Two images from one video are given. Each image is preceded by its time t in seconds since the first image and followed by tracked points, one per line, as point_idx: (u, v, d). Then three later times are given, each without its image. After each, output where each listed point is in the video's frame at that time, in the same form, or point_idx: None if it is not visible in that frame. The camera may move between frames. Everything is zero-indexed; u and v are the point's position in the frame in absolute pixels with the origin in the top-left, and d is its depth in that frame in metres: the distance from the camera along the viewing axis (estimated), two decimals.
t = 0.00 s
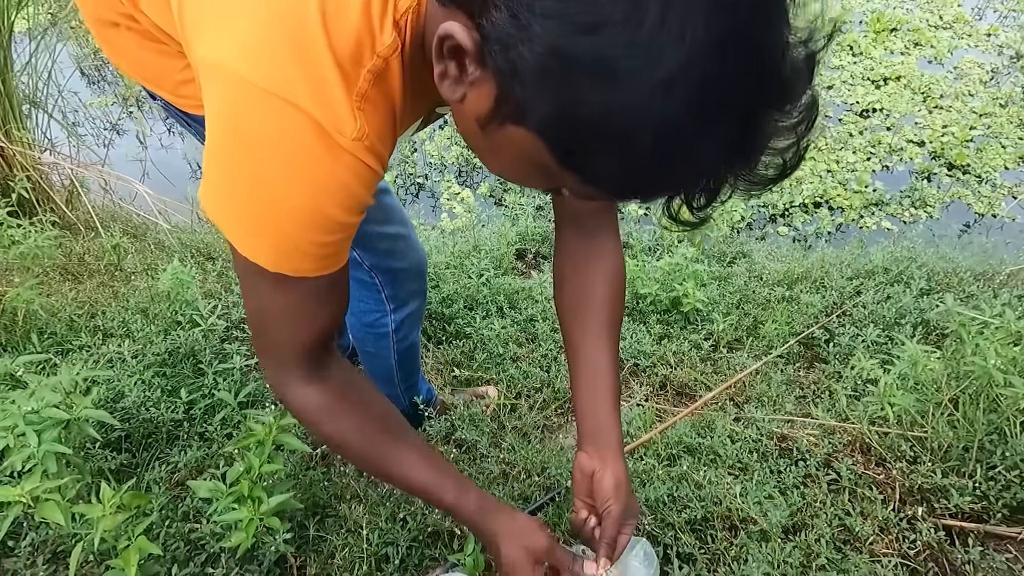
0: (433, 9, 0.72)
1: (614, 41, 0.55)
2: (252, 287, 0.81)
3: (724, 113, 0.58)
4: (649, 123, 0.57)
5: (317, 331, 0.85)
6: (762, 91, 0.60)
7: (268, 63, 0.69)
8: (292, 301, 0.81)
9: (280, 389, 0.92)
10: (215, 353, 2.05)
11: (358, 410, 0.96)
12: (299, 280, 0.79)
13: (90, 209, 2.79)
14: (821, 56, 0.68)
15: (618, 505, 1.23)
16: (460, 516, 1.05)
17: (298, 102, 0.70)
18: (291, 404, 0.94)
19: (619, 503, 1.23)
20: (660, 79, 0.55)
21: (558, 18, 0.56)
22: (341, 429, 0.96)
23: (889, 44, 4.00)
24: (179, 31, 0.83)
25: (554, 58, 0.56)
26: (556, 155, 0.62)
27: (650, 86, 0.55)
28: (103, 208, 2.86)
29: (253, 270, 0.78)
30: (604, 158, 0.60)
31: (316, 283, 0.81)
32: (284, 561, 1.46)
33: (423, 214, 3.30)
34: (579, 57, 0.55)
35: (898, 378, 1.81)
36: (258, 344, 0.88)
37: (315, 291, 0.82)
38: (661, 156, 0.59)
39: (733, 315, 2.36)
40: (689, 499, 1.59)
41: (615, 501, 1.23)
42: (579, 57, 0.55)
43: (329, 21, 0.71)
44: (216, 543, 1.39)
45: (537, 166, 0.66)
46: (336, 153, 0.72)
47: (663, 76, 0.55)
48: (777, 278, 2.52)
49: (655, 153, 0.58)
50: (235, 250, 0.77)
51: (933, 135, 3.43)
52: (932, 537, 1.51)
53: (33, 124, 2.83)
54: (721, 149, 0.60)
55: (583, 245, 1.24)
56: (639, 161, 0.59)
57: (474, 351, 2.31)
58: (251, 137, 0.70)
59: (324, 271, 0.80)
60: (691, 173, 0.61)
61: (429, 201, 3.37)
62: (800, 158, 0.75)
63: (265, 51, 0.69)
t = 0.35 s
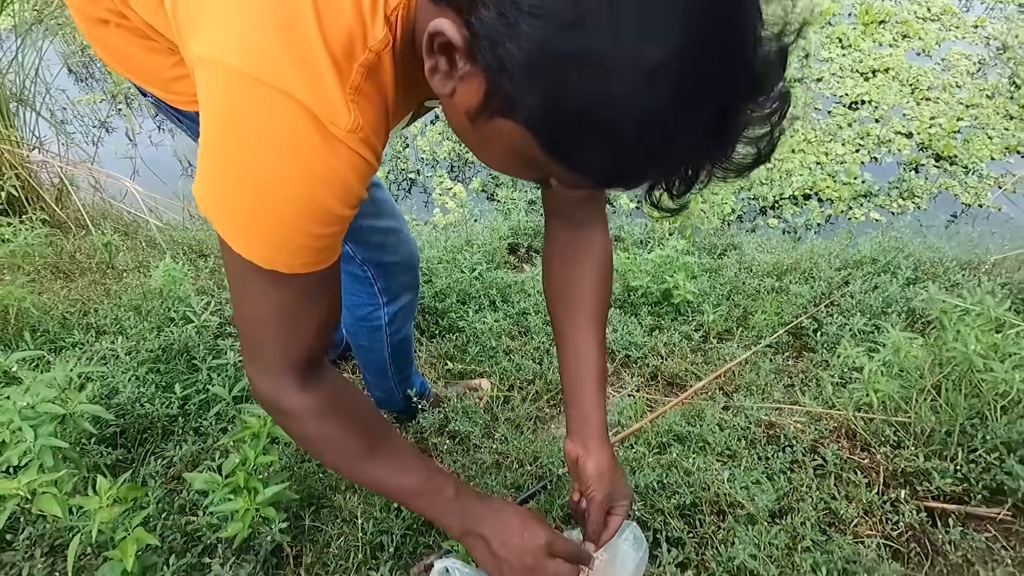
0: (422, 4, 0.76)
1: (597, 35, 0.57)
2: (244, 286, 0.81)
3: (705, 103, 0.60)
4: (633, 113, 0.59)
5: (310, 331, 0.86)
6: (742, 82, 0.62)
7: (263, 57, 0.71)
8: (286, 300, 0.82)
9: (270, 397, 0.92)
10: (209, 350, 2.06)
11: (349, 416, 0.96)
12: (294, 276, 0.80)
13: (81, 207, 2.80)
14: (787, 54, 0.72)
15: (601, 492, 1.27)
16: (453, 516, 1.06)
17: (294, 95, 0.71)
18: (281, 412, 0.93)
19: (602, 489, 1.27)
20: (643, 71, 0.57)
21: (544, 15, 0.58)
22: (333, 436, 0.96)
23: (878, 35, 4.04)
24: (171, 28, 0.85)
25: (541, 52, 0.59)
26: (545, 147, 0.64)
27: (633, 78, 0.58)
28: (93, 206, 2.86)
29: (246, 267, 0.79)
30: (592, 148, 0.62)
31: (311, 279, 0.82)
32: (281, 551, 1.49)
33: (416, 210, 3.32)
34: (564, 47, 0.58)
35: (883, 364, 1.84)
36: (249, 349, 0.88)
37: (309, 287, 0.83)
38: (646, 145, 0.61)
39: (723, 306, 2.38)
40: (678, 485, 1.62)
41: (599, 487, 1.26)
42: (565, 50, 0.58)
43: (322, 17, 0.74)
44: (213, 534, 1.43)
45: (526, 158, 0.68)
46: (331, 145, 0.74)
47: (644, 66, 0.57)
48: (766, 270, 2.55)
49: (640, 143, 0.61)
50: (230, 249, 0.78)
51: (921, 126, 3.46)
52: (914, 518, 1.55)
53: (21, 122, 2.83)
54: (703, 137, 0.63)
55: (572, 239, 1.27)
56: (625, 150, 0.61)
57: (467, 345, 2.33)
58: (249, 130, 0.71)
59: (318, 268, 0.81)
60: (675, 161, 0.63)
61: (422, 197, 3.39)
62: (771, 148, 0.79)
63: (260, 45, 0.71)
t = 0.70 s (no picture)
0: None
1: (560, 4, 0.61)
2: (237, 251, 0.85)
3: (663, 66, 0.64)
4: (595, 79, 0.63)
5: (300, 295, 0.91)
6: (696, 45, 0.66)
7: (250, 30, 0.75)
8: (277, 263, 0.86)
9: (263, 357, 0.96)
10: (204, 330, 2.10)
11: (341, 376, 1.01)
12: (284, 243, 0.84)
13: (73, 194, 2.79)
14: (740, 23, 0.77)
15: (588, 452, 1.32)
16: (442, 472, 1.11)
17: (280, 66, 0.75)
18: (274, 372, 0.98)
19: (589, 450, 1.32)
20: (603, 38, 0.61)
21: None
22: (325, 395, 1.01)
23: (868, 20, 4.10)
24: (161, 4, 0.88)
25: (509, 21, 0.62)
26: (515, 112, 0.69)
27: (594, 45, 0.61)
28: (85, 194, 2.87)
29: (237, 232, 0.83)
30: (559, 111, 0.66)
31: (301, 245, 0.86)
32: (276, 515, 1.58)
33: (408, 195, 3.35)
34: (531, 17, 0.62)
35: (861, 337, 1.90)
36: (243, 311, 0.92)
37: (300, 253, 0.87)
38: (608, 108, 0.65)
39: (709, 285, 2.43)
40: (660, 452, 1.68)
41: (586, 448, 1.32)
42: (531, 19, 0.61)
43: None
44: (210, 499, 1.53)
45: (499, 122, 0.73)
46: (315, 114, 0.77)
47: (606, 33, 0.61)
48: (753, 250, 2.60)
49: (602, 106, 0.65)
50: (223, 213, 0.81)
51: (908, 109, 3.51)
52: (886, 480, 1.62)
53: (9, 109, 2.83)
54: (661, 103, 0.67)
55: (555, 210, 1.31)
56: (588, 113, 0.66)
57: (458, 325, 2.37)
58: (238, 100, 0.75)
59: (308, 234, 0.86)
60: (635, 122, 0.67)
61: (414, 181, 3.42)
62: (724, 112, 0.84)
63: (247, 18, 0.75)
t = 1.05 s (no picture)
0: None
1: None
2: (231, 236, 0.86)
3: (654, 51, 0.64)
4: (586, 62, 0.62)
5: (298, 275, 0.92)
6: (688, 30, 0.66)
7: (235, 15, 0.74)
8: (271, 249, 0.87)
9: (266, 336, 0.98)
10: (199, 318, 2.09)
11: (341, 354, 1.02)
12: (277, 229, 0.85)
13: (66, 181, 2.78)
14: (735, 8, 0.76)
15: (585, 441, 1.33)
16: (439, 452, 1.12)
17: (266, 52, 0.74)
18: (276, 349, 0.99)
19: (586, 439, 1.33)
20: (595, 20, 0.61)
21: None
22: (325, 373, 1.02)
23: (868, 6, 4.09)
24: None
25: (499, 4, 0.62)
26: (505, 96, 0.69)
27: (585, 28, 0.61)
28: (79, 181, 2.86)
29: (231, 219, 0.84)
30: (549, 97, 0.66)
31: (296, 232, 0.87)
32: (272, 501, 1.59)
33: (404, 182, 3.34)
34: None
35: (855, 325, 1.91)
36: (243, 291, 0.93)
37: (295, 239, 0.87)
38: (599, 92, 0.65)
39: (705, 274, 2.43)
40: (654, 439, 1.69)
41: (582, 435, 1.33)
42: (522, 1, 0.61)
43: None
44: (206, 486, 1.54)
45: (489, 108, 0.72)
46: (303, 101, 0.77)
47: (598, 16, 0.60)
48: (749, 238, 2.60)
49: (593, 90, 0.64)
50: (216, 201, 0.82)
51: (908, 96, 3.50)
52: (877, 466, 1.63)
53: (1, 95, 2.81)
54: (650, 90, 0.67)
55: (549, 199, 1.31)
56: (579, 97, 0.65)
57: (454, 313, 2.37)
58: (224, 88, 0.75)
59: (302, 219, 0.86)
60: (626, 108, 0.67)
61: (410, 169, 3.40)
62: (718, 98, 0.83)
63: (232, 3, 0.74)
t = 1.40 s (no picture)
0: None
1: None
2: (205, 211, 0.83)
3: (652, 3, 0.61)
4: (580, 15, 0.59)
5: (275, 256, 0.88)
6: None
7: None
8: (248, 226, 0.84)
9: (242, 323, 0.94)
10: (190, 301, 2.07)
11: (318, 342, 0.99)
12: (254, 204, 0.82)
13: (56, 163, 2.74)
14: None
15: (576, 422, 1.32)
16: (422, 443, 1.09)
17: (242, 11, 0.72)
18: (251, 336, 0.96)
19: (578, 420, 1.31)
20: None
21: None
22: (303, 360, 0.98)
23: None
24: None
25: None
26: (495, 54, 0.65)
27: None
28: (69, 163, 2.82)
29: (204, 193, 0.80)
30: (540, 54, 0.63)
31: (275, 206, 0.84)
32: (264, 484, 1.58)
33: (400, 164, 3.30)
34: None
35: (856, 306, 1.89)
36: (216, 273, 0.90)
37: (275, 214, 0.85)
38: (593, 47, 0.62)
39: (705, 256, 2.41)
40: (652, 421, 1.67)
41: (575, 419, 1.31)
42: None
43: None
44: (197, 469, 1.52)
45: (479, 68, 0.69)
46: (280, 63, 0.74)
47: None
48: (749, 221, 2.57)
49: (587, 46, 0.61)
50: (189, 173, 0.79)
51: (911, 77, 3.45)
52: (877, 448, 1.61)
53: None
54: (646, 46, 0.63)
55: (544, 174, 1.28)
56: (572, 54, 0.62)
57: (450, 296, 2.34)
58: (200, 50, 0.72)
59: (279, 194, 0.83)
60: (622, 65, 0.64)
61: (406, 151, 3.36)
62: (721, 56, 0.79)
63: None
